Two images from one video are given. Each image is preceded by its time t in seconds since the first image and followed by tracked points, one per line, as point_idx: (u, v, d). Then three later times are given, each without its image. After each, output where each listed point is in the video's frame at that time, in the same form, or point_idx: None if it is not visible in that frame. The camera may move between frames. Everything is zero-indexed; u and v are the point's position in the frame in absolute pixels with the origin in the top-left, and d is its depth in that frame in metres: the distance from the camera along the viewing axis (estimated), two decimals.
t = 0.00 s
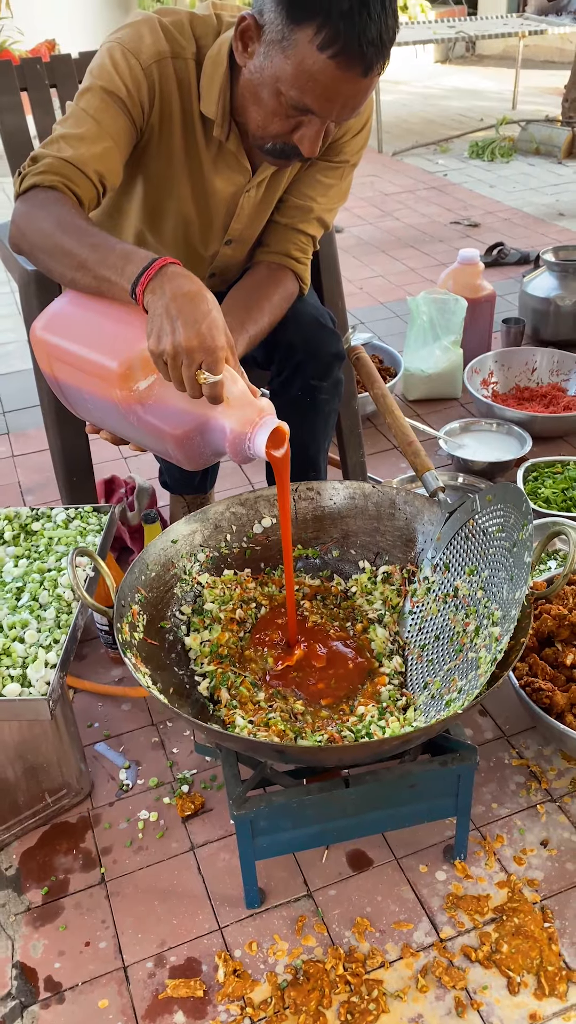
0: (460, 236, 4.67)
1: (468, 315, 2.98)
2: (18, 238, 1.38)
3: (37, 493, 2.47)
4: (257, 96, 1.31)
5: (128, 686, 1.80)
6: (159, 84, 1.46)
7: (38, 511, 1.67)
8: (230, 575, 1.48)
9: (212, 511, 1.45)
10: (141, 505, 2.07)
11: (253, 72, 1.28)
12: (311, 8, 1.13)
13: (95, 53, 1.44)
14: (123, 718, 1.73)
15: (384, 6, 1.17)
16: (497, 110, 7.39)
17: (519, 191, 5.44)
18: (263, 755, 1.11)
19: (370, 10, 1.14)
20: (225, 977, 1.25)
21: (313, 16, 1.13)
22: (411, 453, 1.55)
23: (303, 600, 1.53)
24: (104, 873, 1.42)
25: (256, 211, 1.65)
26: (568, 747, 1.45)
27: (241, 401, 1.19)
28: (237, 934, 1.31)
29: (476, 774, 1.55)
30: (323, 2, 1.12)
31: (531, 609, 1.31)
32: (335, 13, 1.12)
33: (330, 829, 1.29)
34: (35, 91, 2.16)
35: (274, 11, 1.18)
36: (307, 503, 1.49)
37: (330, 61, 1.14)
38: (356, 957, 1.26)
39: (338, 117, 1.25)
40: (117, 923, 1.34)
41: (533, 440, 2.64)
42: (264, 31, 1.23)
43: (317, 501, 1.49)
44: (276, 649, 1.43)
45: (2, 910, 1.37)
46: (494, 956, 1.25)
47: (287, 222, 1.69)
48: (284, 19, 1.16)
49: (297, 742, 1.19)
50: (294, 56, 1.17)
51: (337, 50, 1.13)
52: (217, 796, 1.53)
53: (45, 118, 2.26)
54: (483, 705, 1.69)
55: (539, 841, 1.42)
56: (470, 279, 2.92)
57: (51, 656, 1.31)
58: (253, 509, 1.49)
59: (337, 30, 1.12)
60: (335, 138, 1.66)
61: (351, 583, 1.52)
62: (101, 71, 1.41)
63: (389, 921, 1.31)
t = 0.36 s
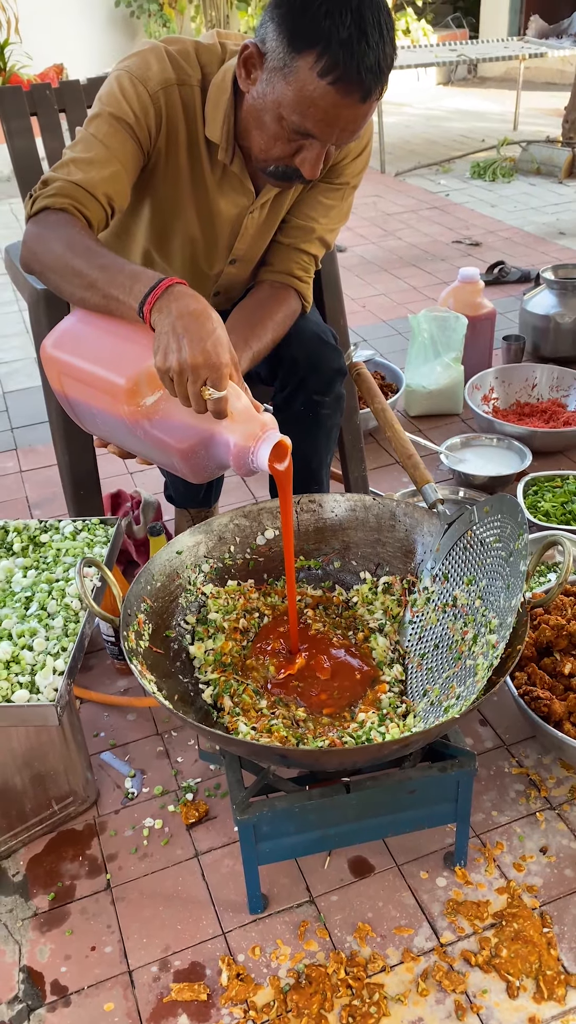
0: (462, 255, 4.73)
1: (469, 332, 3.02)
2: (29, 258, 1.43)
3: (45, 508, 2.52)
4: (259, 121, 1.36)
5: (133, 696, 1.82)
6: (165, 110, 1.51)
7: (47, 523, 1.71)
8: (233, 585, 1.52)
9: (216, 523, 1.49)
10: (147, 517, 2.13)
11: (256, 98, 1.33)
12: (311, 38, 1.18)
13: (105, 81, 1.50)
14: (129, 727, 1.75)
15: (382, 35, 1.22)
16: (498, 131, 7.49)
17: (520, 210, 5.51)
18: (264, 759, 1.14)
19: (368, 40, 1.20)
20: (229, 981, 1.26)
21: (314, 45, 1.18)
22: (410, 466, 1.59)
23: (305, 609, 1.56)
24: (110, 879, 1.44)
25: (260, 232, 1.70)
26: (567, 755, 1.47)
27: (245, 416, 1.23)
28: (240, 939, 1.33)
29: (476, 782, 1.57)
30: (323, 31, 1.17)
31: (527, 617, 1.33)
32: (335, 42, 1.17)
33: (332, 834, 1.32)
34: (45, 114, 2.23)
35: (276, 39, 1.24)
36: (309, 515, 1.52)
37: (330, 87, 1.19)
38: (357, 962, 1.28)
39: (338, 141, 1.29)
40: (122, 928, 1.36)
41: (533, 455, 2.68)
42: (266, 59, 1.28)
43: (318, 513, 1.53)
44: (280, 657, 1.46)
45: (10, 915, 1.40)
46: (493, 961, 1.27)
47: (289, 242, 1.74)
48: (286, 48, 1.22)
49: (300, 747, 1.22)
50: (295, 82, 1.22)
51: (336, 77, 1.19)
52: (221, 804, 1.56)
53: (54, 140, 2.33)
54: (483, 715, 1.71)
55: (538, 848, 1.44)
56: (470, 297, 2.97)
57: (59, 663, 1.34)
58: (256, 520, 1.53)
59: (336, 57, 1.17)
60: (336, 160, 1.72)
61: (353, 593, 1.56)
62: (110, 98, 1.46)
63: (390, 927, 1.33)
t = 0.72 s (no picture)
0: (465, 269, 4.77)
1: (472, 345, 3.06)
2: (41, 275, 1.47)
3: (54, 519, 2.55)
4: (264, 141, 1.41)
5: (141, 704, 1.85)
6: (173, 130, 1.56)
7: (57, 532, 1.74)
8: (240, 593, 1.54)
9: (223, 533, 1.52)
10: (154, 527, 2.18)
11: (261, 118, 1.38)
12: (315, 61, 1.23)
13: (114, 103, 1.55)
14: (137, 734, 1.77)
15: (384, 58, 1.26)
16: (500, 147, 7.56)
17: (523, 225, 5.57)
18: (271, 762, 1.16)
19: (370, 62, 1.23)
20: (236, 983, 1.28)
21: (317, 68, 1.22)
22: (414, 476, 1.61)
23: (310, 616, 1.59)
24: (119, 883, 1.46)
25: (266, 247, 1.74)
26: (570, 760, 1.49)
27: (252, 428, 1.27)
28: (248, 941, 1.35)
29: (480, 788, 1.59)
30: (327, 54, 1.22)
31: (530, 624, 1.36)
32: (338, 64, 1.21)
33: (338, 837, 1.34)
34: (55, 132, 2.28)
35: (280, 62, 1.28)
36: (314, 523, 1.56)
37: (333, 108, 1.23)
38: (363, 964, 1.29)
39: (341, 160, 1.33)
40: (131, 932, 1.38)
41: (536, 466, 2.71)
42: (271, 80, 1.32)
43: (324, 522, 1.56)
44: (286, 663, 1.48)
45: (20, 919, 1.42)
46: (497, 963, 1.28)
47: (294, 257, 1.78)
48: (290, 70, 1.26)
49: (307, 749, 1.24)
50: (299, 103, 1.26)
51: (338, 98, 1.22)
52: (228, 809, 1.58)
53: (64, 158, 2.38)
54: (487, 721, 1.73)
55: (542, 852, 1.45)
56: (472, 310, 3.01)
57: (70, 668, 1.37)
58: (262, 529, 1.55)
59: (338, 79, 1.21)
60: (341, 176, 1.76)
61: (358, 601, 1.59)
62: (119, 119, 1.51)
63: (395, 930, 1.35)
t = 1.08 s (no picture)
0: (468, 280, 4.81)
1: (474, 355, 3.09)
2: (47, 286, 1.49)
3: (61, 528, 2.57)
4: (266, 152, 1.44)
5: (147, 711, 1.86)
6: (176, 144, 1.59)
7: (64, 539, 1.77)
8: (245, 600, 1.56)
9: (229, 539, 1.54)
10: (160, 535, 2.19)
11: (263, 130, 1.41)
12: (314, 74, 1.26)
13: (118, 117, 1.57)
14: (143, 741, 1.79)
15: (383, 71, 1.29)
16: (503, 159, 7.62)
17: (525, 236, 5.60)
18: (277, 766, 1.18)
19: (369, 75, 1.26)
20: (242, 987, 1.29)
21: (317, 82, 1.25)
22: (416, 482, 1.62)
23: (315, 623, 1.61)
24: (125, 888, 1.47)
25: (268, 258, 1.77)
26: (573, 766, 1.50)
27: (253, 432, 1.28)
28: (253, 946, 1.36)
29: (484, 794, 1.60)
30: (326, 67, 1.25)
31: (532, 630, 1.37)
32: (337, 77, 1.24)
33: (342, 842, 1.35)
34: (62, 147, 2.32)
35: (281, 76, 1.31)
36: (318, 530, 1.58)
37: (332, 121, 1.26)
38: (368, 968, 1.30)
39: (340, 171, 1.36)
40: (137, 936, 1.39)
41: (539, 474, 2.72)
42: (272, 93, 1.35)
43: (328, 529, 1.58)
44: (291, 669, 1.50)
45: (28, 923, 1.43)
46: (502, 967, 1.29)
47: (297, 268, 1.81)
48: (290, 83, 1.29)
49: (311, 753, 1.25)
50: (299, 116, 1.29)
51: (338, 110, 1.25)
52: (234, 814, 1.59)
53: (70, 172, 2.41)
54: (491, 728, 1.74)
55: (546, 858, 1.46)
56: (474, 321, 3.03)
57: (78, 674, 1.39)
58: (267, 536, 1.57)
59: (338, 91, 1.24)
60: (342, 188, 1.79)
61: (362, 607, 1.60)
62: (123, 133, 1.54)
63: (400, 934, 1.36)
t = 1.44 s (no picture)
0: (469, 289, 4.83)
1: (475, 364, 3.11)
2: (48, 299, 1.51)
3: (64, 537, 2.59)
4: (267, 164, 1.46)
5: (150, 718, 1.87)
6: (176, 159, 1.61)
7: (68, 548, 1.78)
8: (246, 608, 1.58)
9: (230, 547, 1.55)
10: (162, 544, 2.21)
11: (263, 142, 1.43)
12: (314, 87, 1.28)
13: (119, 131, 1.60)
14: (146, 748, 1.80)
15: (381, 83, 1.31)
16: (503, 168, 7.66)
17: (526, 245, 5.64)
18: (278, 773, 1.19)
19: (367, 87, 1.28)
20: (244, 992, 1.30)
21: (316, 95, 1.28)
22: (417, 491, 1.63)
23: (316, 630, 1.62)
24: (128, 894, 1.48)
25: (269, 268, 1.79)
26: (574, 773, 1.51)
27: (254, 432, 1.30)
28: (255, 952, 1.37)
29: (485, 800, 1.60)
30: (325, 80, 1.27)
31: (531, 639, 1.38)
32: (335, 90, 1.26)
33: (343, 848, 1.36)
34: (66, 159, 2.34)
35: (280, 90, 1.34)
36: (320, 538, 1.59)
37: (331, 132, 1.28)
38: (369, 974, 1.31)
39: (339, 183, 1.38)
40: (140, 942, 1.40)
41: (539, 482, 2.74)
42: (271, 107, 1.37)
43: (328, 537, 1.59)
44: (292, 676, 1.51)
45: (31, 930, 1.44)
46: (502, 973, 1.30)
47: (297, 279, 1.84)
48: (290, 96, 1.31)
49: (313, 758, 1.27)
50: (299, 128, 1.31)
51: (337, 122, 1.27)
52: (236, 821, 1.60)
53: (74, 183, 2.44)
54: (492, 735, 1.75)
55: (546, 864, 1.47)
56: (475, 330, 3.05)
57: (81, 681, 1.40)
58: (268, 544, 1.59)
59: (336, 104, 1.26)
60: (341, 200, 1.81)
61: (363, 615, 1.62)
62: (123, 148, 1.56)
63: (401, 940, 1.36)
